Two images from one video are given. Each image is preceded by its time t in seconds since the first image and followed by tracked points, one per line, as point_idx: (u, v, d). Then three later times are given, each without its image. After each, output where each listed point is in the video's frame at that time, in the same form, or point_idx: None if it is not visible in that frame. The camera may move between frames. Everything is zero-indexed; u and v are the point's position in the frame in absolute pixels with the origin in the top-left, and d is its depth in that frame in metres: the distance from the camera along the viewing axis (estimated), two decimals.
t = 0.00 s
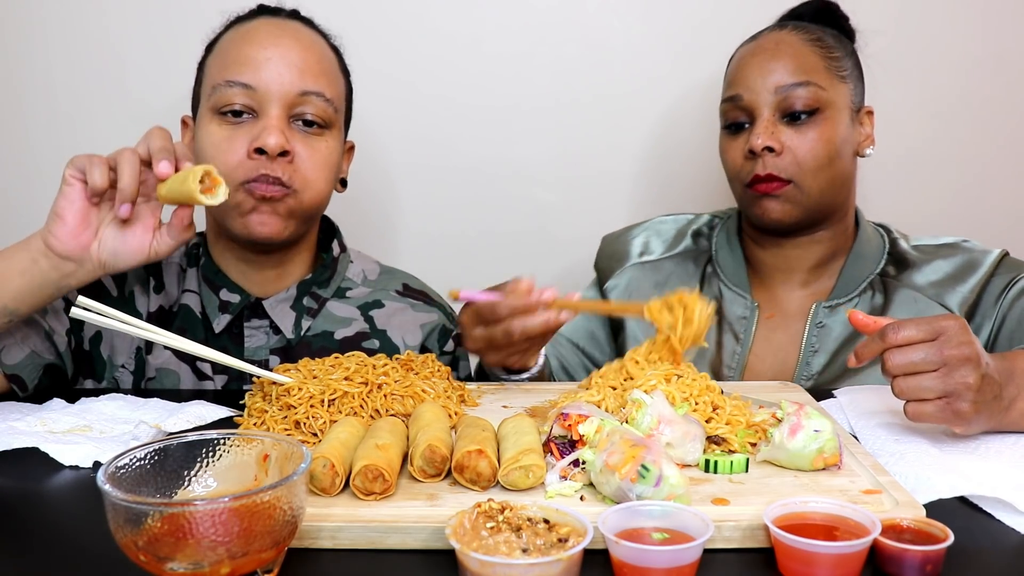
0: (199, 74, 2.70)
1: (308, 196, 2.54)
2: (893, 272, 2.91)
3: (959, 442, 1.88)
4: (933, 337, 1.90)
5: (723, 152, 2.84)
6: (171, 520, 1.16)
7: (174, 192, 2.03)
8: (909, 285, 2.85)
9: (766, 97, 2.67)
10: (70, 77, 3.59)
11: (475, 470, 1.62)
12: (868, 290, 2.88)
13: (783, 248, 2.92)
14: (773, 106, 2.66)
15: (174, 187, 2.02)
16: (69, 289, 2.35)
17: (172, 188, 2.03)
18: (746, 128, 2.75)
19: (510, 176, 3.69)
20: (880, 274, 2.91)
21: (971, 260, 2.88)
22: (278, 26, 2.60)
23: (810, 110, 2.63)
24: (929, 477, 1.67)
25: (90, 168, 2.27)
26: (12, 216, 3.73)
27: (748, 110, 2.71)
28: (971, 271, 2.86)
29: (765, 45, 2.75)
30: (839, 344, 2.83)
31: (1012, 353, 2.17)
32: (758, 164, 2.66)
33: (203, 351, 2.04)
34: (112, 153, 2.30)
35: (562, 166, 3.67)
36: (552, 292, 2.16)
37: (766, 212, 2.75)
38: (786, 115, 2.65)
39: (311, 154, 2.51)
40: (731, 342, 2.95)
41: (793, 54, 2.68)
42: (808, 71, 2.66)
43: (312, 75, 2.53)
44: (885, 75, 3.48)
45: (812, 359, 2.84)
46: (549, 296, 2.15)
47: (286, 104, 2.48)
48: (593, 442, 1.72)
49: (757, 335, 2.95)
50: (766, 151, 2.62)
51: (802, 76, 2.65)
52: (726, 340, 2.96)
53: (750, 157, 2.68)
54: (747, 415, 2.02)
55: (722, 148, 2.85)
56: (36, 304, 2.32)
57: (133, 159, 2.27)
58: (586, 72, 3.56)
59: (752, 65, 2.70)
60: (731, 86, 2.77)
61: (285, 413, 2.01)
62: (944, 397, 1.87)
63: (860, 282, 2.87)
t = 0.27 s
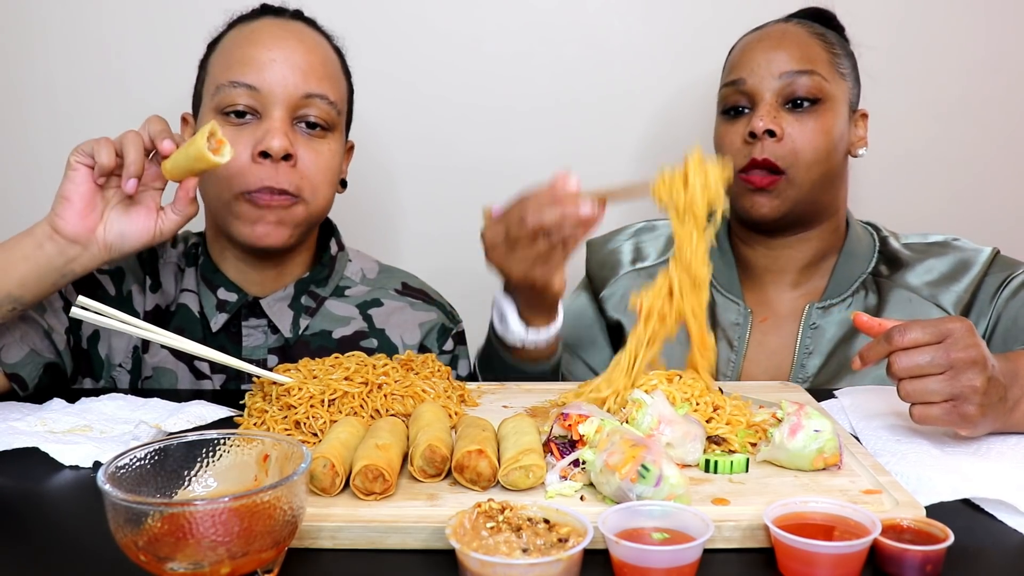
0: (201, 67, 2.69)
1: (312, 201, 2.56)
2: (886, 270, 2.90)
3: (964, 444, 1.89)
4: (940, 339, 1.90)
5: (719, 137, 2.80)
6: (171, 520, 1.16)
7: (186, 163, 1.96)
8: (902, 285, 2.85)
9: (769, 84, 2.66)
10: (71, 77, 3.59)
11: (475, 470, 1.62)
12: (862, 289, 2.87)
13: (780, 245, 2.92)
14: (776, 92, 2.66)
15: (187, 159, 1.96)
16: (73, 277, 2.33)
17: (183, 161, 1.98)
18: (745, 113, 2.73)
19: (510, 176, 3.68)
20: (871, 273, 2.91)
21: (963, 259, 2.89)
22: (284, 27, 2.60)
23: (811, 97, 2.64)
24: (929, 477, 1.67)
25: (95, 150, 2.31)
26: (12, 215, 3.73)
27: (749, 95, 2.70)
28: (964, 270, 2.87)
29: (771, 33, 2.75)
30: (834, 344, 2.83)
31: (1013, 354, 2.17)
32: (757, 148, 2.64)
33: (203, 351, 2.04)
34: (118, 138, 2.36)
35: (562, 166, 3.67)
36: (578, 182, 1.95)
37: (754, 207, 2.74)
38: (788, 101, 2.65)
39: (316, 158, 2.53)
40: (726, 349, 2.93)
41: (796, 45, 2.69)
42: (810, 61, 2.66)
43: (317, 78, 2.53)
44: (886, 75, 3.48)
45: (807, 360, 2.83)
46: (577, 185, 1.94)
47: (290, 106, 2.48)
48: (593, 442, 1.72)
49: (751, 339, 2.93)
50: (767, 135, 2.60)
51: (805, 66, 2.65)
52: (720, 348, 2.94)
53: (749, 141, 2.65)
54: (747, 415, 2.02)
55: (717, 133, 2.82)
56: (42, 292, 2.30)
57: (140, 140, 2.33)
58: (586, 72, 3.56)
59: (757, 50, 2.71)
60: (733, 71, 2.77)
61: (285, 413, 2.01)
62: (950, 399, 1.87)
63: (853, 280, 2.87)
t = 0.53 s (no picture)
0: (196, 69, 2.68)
1: (309, 199, 2.55)
2: (882, 269, 2.91)
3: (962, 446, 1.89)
4: (936, 345, 1.91)
5: (707, 144, 2.78)
6: (171, 520, 1.16)
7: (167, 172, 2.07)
8: (898, 283, 2.85)
9: (757, 89, 2.63)
10: (71, 77, 3.59)
11: (475, 470, 1.62)
12: (858, 288, 2.87)
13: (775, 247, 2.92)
14: (764, 98, 2.63)
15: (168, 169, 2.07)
16: (54, 247, 2.32)
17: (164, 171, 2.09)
18: (733, 119, 2.71)
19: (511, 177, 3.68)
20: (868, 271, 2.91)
21: (961, 257, 2.89)
22: (283, 27, 2.60)
23: (799, 101, 2.63)
24: (930, 478, 1.67)
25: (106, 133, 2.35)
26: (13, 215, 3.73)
27: (736, 102, 2.67)
28: (962, 268, 2.87)
29: (755, 36, 2.73)
30: (831, 344, 2.83)
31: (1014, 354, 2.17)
32: (746, 158, 2.63)
33: (203, 351, 2.04)
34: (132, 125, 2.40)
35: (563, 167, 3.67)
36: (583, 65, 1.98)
37: (746, 215, 2.76)
38: (776, 106, 2.64)
39: (316, 157, 2.53)
40: (726, 346, 2.92)
41: (781, 48, 2.68)
42: (796, 64, 2.65)
43: (317, 79, 2.54)
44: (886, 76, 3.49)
45: (805, 361, 2.83)
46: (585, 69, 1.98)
47: (291, 107, 2.49)
48: (593, 442, 1.72)
49: (751, 338, 2.93)
50: (756, 145, 2.59)
51: (792, 69, 2.64)
52: (721, 345, 2.93)
53: (738, 151, 2.65)
54: (747, 415, 2.02)
55: (705, 140, 2.78)
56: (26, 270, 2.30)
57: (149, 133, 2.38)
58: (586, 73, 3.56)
59: (741, 56, 2.68)
60: (718, 78, 2.72)
61: (285, 413, 2.01)
62: (947, 405, 1.86)
63: (848, 280, 2.88)
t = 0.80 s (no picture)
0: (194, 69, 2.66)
1: (318, 205, 2.58)
2: (881, 270, 2.91)
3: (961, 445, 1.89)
4: (935, 345, 1.91)
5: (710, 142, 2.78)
6: (171, 520, 1.16)
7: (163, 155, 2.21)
8: (897, 285, 2.85)
9: (761, 88, 2.64)
10: (71, 77, 3.59)
11: (475, 470, 1.62)
12: (857, 289, 2.87)
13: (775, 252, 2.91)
14: (768, 96, 2.63)
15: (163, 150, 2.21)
16: (46, 233, 2.37)
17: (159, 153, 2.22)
18: (736, 118, 2.70)
19: (510, 177, 3.69)
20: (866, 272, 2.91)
21: (960, 256, 2.89)
22: (281, 28, 2.59)
23: (803, 102, 2.63)
24: (930, 478, 1.67)
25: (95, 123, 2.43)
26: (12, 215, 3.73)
27: (739, 100, 2.67)
28: (961, 268, 2.87)
29: (759, 34, 2.73)
30: (830, 347, 2.82)
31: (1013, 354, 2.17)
32: (752, 156, 2.62)
33: (204, 351, 2.04)
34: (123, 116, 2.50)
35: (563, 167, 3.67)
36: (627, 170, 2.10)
37: (753, 212, 2.72)
38: (780, 106, 2.64)
39: (321, 161, 2.54)
40: (723, 355, 2.91)
41: (786, 46, 2.68)
42: (801, 64, 2.66)
43: (318, 80, 2.53)
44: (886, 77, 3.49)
45: (804, 364, 2.83)
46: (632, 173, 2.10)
47: (295, 111, 2.48)
48: (593, 442, 1.72)
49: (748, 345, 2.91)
50: (762, 143, 2.59)
51: (796, 69, 2.64)
52: (718, 355, 2.91)
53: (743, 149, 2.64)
54: (747, 415, 2.02)
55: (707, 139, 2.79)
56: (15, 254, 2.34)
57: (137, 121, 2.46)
58: (586, 73, 3.56)
59: (746, 53, 2.68)
60: (721, 76, 2.73)
61: (285, 413, 2.01)
62: (946, 405, 1.86)
63: (847, 280, 2.87)
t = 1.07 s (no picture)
0: (186, 73, 2.61)
1: (336, 204, 2.65)
2: (867, 275, 2.89)
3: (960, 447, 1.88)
4: (937, 354, 1.89)
5: (688, 150, 2.79)
6: (171, 520, 1.16)
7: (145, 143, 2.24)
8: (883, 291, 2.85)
9: (739, 93, 2.63)
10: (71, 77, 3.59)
11: (475, 470, 1.62)
12: (844, 296, 2.85)
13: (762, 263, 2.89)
14: (746, 103, 2.63)
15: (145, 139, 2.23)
16: (30, 225, 2.45)
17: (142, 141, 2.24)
18: (714, 125, 2.71)
19: (510, 178, 3.69)
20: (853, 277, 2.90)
21: (946, 256, 2.87)
22: (281, 29, 2.58)
23: (784, 109, 2.61)
24: (930, 478, 1.67)
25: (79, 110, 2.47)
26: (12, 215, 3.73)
27: (717, 107, 2.68)
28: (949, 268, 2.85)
29: (741, 38, 2.72)
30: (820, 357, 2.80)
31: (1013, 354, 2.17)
32: (729, 164, 2.62)
33: (204, 351, 2.04)
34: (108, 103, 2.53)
35: (562, 167, 3.67)
36: (599, 238, 2.33)
37: (734, 220, 2.71)
38: (759, 113, 2.62)
39: (336, 163, 2.59)
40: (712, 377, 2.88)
41: (768, 50, 2.66)
42: (783, 69, 2.64)
43: (326, 83, 2.55)
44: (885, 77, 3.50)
45: (795, 376, 2.81)
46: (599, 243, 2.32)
47: (309, 117, 2.50)
48: (593, 442, 1.72)
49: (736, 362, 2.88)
50: (739, 150, 2.58)
51: (778, 74, 2.63)
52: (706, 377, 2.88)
53: (721, 156, 2.63)
54: (747, 415, 2.02)
55: (686, 147, 2.80)
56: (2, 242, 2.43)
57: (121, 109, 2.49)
58: (586, 72, 3.56)
59: (726, 58, 2.67)
60: (700, 80, 2.73)
61: (285, 413, 2.01)
62: (942, 413, 1.85)
63: (834, 287, 2.86)
